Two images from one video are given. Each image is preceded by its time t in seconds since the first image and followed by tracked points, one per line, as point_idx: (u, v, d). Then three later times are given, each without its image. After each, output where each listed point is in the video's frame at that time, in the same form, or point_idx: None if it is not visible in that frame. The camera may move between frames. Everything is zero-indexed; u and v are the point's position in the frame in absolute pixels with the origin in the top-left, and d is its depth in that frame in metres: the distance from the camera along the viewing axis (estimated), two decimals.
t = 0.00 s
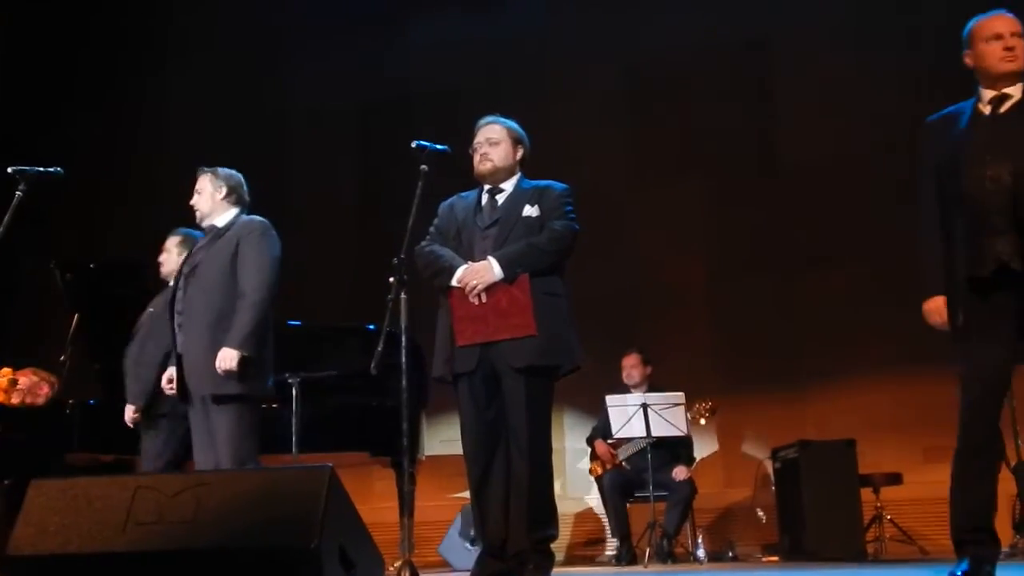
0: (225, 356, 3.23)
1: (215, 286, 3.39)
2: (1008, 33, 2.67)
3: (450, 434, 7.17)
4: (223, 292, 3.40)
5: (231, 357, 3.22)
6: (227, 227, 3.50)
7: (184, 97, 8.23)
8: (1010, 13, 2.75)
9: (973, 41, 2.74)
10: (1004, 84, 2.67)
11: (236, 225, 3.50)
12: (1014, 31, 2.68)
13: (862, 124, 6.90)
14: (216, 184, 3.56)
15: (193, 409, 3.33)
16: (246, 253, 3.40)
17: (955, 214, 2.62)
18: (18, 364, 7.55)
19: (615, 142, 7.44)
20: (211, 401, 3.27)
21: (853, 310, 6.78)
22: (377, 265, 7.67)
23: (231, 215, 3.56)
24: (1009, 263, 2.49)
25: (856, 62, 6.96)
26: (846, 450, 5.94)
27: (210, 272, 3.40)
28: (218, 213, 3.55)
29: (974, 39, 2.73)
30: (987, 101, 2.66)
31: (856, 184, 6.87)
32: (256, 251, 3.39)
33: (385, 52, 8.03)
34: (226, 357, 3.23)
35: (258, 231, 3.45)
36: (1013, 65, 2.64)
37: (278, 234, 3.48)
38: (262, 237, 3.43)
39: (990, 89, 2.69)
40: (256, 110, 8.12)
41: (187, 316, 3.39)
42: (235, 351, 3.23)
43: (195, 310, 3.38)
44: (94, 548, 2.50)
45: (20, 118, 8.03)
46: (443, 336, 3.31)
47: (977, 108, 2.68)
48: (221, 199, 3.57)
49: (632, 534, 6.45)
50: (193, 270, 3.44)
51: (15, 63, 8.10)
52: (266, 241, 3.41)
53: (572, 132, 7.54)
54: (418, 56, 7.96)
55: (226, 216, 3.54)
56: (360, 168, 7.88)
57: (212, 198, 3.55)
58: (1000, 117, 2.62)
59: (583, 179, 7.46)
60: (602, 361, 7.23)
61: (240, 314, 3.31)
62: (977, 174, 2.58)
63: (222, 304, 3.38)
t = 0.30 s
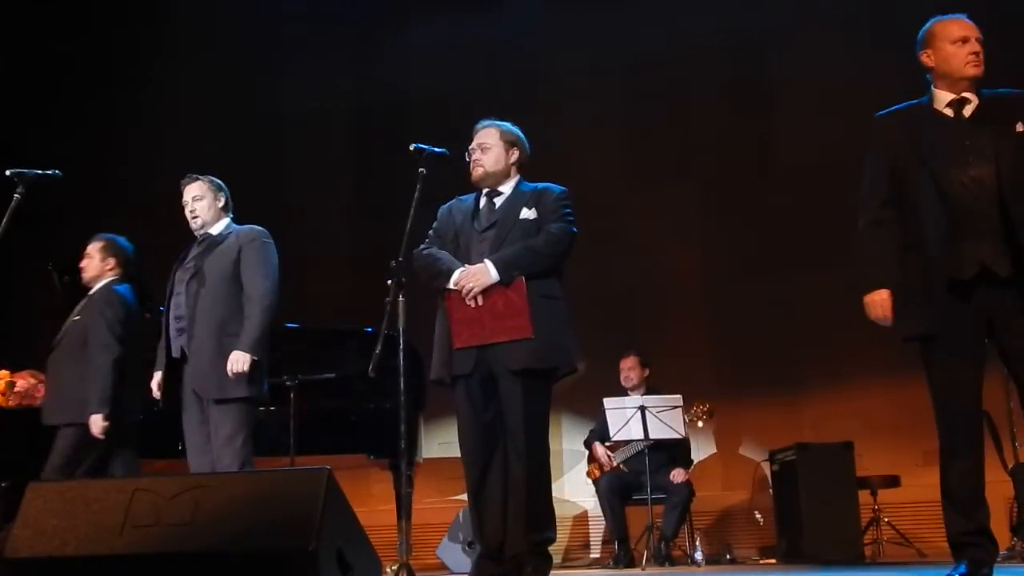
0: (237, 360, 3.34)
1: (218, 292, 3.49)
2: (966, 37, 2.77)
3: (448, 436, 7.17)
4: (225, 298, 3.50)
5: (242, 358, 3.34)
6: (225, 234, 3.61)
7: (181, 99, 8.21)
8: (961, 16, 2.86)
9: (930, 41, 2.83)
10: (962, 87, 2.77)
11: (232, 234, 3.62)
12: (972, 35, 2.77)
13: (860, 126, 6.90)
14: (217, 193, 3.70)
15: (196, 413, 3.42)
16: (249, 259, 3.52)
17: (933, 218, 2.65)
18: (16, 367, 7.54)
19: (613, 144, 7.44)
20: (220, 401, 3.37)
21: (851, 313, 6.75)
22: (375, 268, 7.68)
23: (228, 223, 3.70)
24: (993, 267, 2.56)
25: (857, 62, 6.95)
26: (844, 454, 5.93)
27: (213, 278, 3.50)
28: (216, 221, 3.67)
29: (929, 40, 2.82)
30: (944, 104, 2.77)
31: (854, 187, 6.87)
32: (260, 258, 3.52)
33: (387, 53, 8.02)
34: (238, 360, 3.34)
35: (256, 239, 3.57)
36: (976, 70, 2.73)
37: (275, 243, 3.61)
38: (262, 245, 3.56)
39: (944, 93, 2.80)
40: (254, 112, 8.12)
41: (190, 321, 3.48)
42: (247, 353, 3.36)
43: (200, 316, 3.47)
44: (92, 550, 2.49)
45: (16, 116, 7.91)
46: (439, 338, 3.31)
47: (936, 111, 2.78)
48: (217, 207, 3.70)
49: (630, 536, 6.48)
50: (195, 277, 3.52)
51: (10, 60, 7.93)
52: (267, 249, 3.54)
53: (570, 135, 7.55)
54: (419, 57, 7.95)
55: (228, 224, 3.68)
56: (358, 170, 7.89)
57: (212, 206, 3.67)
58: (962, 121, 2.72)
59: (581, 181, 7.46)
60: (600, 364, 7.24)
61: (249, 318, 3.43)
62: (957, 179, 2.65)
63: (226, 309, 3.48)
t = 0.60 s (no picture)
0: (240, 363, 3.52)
1: (219, 299, 3.65)
2: (961, 42, 2.86)
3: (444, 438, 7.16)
4: (226, 304, 3.66)
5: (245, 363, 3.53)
6: (221, 241, 3.75)
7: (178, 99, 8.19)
8: (952, 21, 2.95)
9: (923, 43, 2.91)
10: (953, 90, 2.86)
11: (229, 240, 3.76)
12: (966, 40, 2.87)
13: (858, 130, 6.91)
14: (209, 197, 3.80)
15: (198, 416, 3.58)
16: (248, 267, 3.69)
17: (929, 219, 2.75)
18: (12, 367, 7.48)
19: (611, 147, 7.44)
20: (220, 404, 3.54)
21: (846, 316, 6.78)
22: (372, 271, 7.70)
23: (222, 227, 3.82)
24: (992, 268, 2.69)
25: (858, 65, 6.96)
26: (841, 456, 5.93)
27: (215, 285, 3.67)
28: (211, 225, 3.79)
29: (925, 42, 2.88)
30: (935, 107, 2.87)
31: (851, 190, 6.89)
32: (259, 266, 3.69)
33: (387, 54, 8.02)
34: (241, 364, 3.52)
35: (249, 246, 3.73)
36: (972, 76, 2.83)
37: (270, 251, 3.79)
38: (260, 252, 3.72)
39: (934, 95, 2.88)
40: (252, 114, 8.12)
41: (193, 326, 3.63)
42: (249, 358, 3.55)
43: (203, 321, 3.63)
44: (86, 551, 2.48)
45: (17, 116, 7.66)
46: (434, 339, 3.30)
47: (924, 114, 2.87)
48: (210, 210, 3.81)
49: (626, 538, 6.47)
50: (197, 283, 3.67)
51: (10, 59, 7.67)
52: (265, 257, 3.71)
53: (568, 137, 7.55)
54: (419, 58, 7.95)
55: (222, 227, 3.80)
56: (356, 173, 7.90)
57: (206, 210, 3.78)
58: (955, 123, 2.83)
59: (578, 184, 7.46)
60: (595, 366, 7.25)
61: (250, 324, 3.61)
62: (957, 180, 2.75)
63: (227, 316, 3.65)
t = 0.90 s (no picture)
0: (205, 349, 3.47)
1: (219, 302, 3.69)
2: (967, 46, 3.11)
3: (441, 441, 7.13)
4: (226, 307, 3.69)
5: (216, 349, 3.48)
6: (222, 244, 3.80)
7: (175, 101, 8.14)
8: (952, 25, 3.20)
9: (928, 45, 3.15)
10: (956, 92, 3.11)
11: (232, 244, 3.81)
12: (970, 45, 3.12)
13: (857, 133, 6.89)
14: (213, 200, 3.82)
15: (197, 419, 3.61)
16: (245, 268, 3.73)
17: (933, 217, 2.97)
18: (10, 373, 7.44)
19: (610, 150, 7.42)
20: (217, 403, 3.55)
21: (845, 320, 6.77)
22: (370, 274, 7.68)
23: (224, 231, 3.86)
24: (996, 266, 2.87)
25: (858, 64, 6.94)
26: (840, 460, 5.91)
27: (216, 289, 3.71)
28: (214, 228, 3.83)
29: (931, 44, 3.13)
30: (937, 108, 3.10)
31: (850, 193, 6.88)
32: (255, 267, 3.72)
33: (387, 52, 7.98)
34: (206, 350, 3.46)
35: (255, 252, 3.78)
36: (975, 80, 3.08)
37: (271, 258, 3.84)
38: (261, 259, 3.77)
39: (938, 96, 3.12)
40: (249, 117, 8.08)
41: (194, 329, 3.65)
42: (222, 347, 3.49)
43: (204, 324, 3.66)
44: (79, 558, 2.44)
45: (17, 117, 7.83)
46: (432, 342, 3.28)
47: (926, 113, 3.10)
48: (212, 213, 3.84)
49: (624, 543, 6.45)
50: (199, 286, 3.71)
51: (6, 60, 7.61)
52: (266, 263, 3.77)
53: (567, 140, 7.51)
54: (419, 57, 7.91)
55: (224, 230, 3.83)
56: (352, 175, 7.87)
57: (209, 215, 3.80)
58: (957, 124, 3.06)
59: (577, 187, 7.43)
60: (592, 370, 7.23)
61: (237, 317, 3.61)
62: (960, 179, 2.97)
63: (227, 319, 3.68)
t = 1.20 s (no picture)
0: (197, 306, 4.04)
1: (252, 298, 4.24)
2: (916, 72, 3.60)
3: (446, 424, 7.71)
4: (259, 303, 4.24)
5: (212, 312, 4.04)
6: (260, 246, 4.36)
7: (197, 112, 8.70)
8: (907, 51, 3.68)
9: (885, 70, 3.64)
10: (907, 114, 3.62)
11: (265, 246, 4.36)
12: (920, 71, 3.61)
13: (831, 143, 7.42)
14: (250, 210, 4.37)
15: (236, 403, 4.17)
16: (273, 264, 4.26)
17: (886, 228, 3.52)
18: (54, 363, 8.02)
19: (604, 157, 7.96)
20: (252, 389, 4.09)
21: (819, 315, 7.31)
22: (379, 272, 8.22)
23: (262, 235, 4.42)
24: (937, 269, 3.42)
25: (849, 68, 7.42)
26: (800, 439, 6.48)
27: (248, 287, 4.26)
28: (251, 234, 4.39)
29: (885, 71, 3.62)
30: (889, 129, 3.63)
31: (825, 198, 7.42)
32: (280, 261, 4.24)
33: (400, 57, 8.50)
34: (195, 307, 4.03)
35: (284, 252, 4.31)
36: (924, 102, 3.59)
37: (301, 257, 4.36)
38: (289, 257, 4.29)
39: (888, 118, 3.65)
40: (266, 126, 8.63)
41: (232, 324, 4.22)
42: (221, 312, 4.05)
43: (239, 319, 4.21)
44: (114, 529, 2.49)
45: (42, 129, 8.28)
46: (439, 339, 3.90)
47: (880, 133, 3.64)
48: (250, 221, 4.39)
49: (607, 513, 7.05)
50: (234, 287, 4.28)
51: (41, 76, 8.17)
52: (292, 260, 4.27)
53: (564, 148, 8.05)
54: (429, 63, 8.43)
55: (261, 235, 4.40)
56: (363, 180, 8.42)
57: (247, 223, 4.36)
58: (905, 142, 3.59)
59: (573, 191, 7.98)
60: (587, 361, 7.79)
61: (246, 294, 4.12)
62: (907, 193, 3.52)
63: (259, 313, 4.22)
